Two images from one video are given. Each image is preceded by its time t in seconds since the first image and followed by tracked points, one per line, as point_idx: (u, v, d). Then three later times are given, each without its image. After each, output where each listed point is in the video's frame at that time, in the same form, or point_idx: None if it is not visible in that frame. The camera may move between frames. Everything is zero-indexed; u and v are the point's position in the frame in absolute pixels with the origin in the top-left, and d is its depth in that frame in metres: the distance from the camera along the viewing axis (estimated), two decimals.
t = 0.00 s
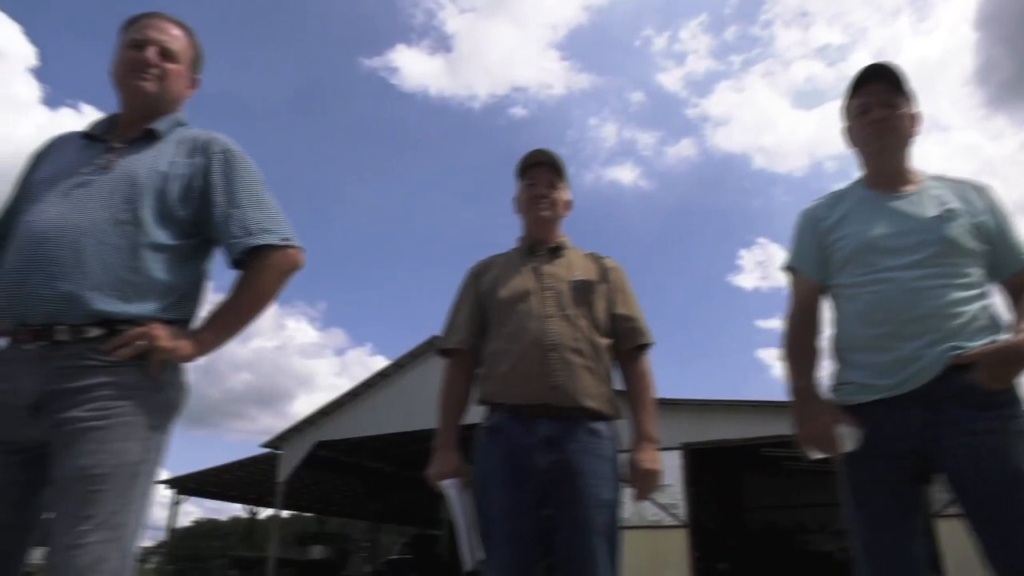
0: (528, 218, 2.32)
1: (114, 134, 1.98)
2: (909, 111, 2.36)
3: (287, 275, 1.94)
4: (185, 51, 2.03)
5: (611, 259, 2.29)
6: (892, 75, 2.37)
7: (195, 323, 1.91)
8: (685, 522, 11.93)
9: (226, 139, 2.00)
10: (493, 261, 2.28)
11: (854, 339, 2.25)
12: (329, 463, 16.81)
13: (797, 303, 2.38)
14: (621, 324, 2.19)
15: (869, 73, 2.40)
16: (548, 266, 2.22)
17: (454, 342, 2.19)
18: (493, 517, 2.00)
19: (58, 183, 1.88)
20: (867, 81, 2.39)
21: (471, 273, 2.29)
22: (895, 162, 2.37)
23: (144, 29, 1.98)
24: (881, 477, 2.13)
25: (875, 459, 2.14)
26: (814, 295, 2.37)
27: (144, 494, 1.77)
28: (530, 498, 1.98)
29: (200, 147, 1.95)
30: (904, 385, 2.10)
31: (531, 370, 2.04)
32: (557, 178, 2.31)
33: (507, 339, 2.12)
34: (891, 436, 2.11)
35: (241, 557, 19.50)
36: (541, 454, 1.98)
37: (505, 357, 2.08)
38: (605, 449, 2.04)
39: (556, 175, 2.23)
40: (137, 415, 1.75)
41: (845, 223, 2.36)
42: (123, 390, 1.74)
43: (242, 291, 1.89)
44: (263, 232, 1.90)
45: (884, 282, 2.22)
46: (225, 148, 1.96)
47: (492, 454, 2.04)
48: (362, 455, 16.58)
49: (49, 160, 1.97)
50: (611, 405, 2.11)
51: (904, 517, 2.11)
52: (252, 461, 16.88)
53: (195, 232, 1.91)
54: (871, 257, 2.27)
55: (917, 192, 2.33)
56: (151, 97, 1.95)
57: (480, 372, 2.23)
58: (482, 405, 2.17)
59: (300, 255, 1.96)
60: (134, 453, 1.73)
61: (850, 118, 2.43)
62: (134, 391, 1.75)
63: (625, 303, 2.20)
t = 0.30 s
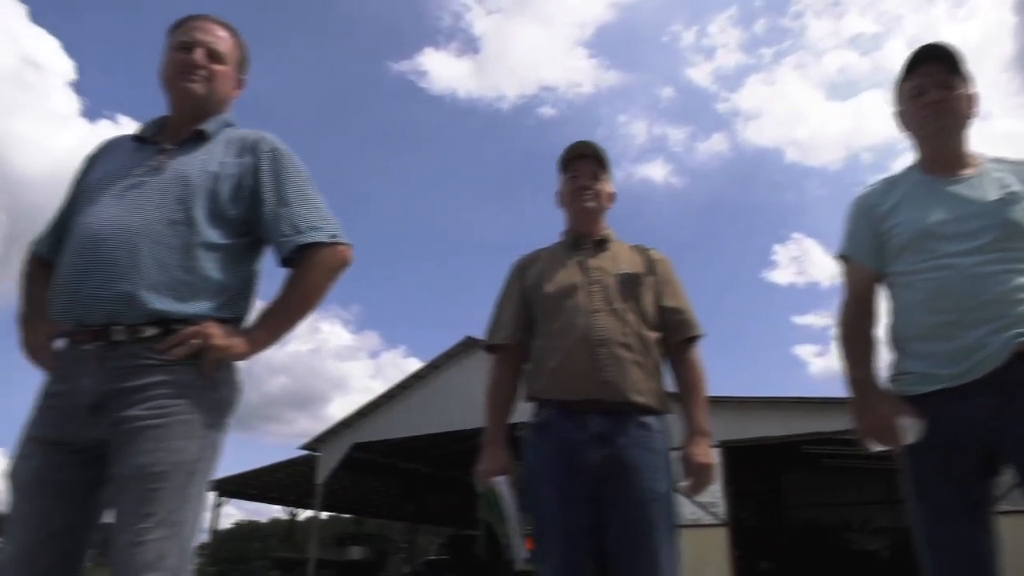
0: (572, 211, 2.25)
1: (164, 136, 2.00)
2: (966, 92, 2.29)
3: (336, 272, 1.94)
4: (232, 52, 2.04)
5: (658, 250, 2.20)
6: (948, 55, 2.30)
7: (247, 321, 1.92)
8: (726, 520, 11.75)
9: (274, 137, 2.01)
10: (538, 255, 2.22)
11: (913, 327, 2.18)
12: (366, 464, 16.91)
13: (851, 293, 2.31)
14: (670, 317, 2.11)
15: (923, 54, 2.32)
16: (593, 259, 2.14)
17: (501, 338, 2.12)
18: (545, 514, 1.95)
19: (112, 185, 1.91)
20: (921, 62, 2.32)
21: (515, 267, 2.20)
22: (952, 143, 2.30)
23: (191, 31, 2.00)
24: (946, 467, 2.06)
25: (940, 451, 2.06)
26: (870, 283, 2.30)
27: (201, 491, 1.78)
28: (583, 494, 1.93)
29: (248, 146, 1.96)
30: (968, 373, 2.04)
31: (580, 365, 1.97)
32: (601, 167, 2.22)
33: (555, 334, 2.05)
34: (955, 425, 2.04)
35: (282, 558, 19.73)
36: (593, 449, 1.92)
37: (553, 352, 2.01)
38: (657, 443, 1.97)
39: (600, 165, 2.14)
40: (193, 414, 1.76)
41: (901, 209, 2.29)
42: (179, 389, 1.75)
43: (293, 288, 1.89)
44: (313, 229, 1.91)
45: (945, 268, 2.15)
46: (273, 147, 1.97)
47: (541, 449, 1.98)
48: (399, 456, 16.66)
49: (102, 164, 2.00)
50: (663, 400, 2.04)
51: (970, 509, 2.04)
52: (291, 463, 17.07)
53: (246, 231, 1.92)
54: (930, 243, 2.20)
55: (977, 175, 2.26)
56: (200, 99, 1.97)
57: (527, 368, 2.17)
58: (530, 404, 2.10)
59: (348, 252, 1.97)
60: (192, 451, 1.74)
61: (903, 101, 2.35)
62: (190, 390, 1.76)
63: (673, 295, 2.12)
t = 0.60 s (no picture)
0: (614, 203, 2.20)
1: (209, 137, 2.01)
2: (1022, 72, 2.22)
3: (382, 268, 1.94)
4: (274, 51, 2.04)
5: (705, 242, 2.14)
6: (1002, 35, 2.23)
7: (295, 320, 1.92)
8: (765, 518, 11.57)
9: (317, 136, 2.01)
10: (582, 249, 2.18)
11: (972, 314, 2.12)
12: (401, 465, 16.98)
13: (905, 281, 2.25)
14: (720, 309, 2.05)
15: (975, 34, 2.26)
16: (639, 251, 2.10)
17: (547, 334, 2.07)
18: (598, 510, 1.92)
19: (160, 186, 1.92)
20: (974, 42, 2.25)
21: (559, 261, 2.16)
22: (1008, 125, 2.23)
23: (234, 32, 2.01)
24: (1011, 459, 1.99)
25: (1004, 442, 2.00)
26: (924, 271, 2.23)
27: (254, 488, 1.79)
28: (636, 488, 1.90)
29: (293, 145, 1.96)
30: None
31: (629, 359, 1.93)
32: (644, 158, 2.17)
33: (602, 327, 2.02)
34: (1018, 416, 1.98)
35: (318, 558, 19.89)
36: (645, 445, 1.89)
37: (601, 347, 1.98)
38: (709, 437, 1.93)
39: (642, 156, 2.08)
40: (245, 412, 1.77)
41: (957, 194, 2.22)
42: (231, 388, 1.76)
43: (340, 286, 1.89)
44: (359, 225, 1.91)
45: (1005, 254, 2.08)
46: (317, 145, 1.97)
47: (590, 445, 1.95)
48: (432, 456, 16.70)
49: (150, 165, 2.02)
50: (713, 394, 2.00)
51: None
52: (326, 464, 17.20)
53: (292, 230, 1.93)
54: (987, 228, 2.13)
55: None
56: (244, 99, 1.98)
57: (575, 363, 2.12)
58: (576, 400, 2.06)
59: (393, 248, 1.96)
60: (245, 450, 1.75)
61: (955, 84, 2.28)
62: (241, 388, 1.77)
63: (722, 286, 2.07)
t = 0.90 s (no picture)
0: (656, 196, 2.17)
1: (252, 138, 2.02)
2: None
3: (425, 267, 1.93)
4: (314, 52, 2.05)
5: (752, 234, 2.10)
6: None
7: (339, 320, 1.92)
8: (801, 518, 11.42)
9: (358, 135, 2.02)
10: (626, 243, 2.15)
11: None
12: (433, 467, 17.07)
13: (960, 270, 2.18)
14: (769, 303, 2.01)
15: None
16: (685, 245, 2.07)
17: (593, 329, 2.04)
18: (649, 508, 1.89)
19: (205, 189, 1.93)
20: None
21: (603, 256, 2.14)
22: None
23: (274, 33, 2.01)
24: None
25: None
26: (979, 261, 2.17)
27: (304, 489, 1.79)
28: (687, 485, 1.86)
29: (335, 145, 1.97)
30: None
31: (678, 354, 1.90)
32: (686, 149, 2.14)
33: (649, 322, 1.99)
34: None
35: (352, 560, 20.03)
36: (696, 441, 1.86)
37: (648, 342, 1.95)
38: (761, 433, 1.89)
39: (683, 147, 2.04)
40: (292, 412, 1.77)
41: (1012, 180, 2.15)
42: (278, 387, 1.76)
43: (384, 285, 1.88)
44: (401, 224, 1.90)
45: None
46: (358, 144, 1.97)
47: (639, 442, 1.92)
48: (464, 459, 16.74)
49: (193, 169, 2.03)
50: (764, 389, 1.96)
51: None
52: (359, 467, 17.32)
53: (335, 229, 1.93)
54: None
55: None
56: (285, 100, 1.98)
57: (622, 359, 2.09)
58: (623, 396, 2.03)
59: (436, 247, 1.95)
60: (294, 449, 1.75)
61: (1007, 68, 2.22)
62: (289, 388, 1.77)
63: (771, 280, 2.03)
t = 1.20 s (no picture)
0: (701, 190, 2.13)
1: (293, 141, 2.02)
2: None
3: (468, 267, 1.91)
4: (352, 53, 2.04)
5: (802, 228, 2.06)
6: None
7: (383, 321, 1.91)
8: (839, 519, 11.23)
9: (398, 136, 2.01)
10: (672, 237, 2.11)
11: None
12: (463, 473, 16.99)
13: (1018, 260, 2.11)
14: (822, 298, 1.96)
15: None
16: (734, 239, 2.02)
17: (641, 325, 1.99)
18: (700, 508, 1.85)
19: (248, 192, 1.94)
20: None
21: (649, 251, 2.09)
22: None
23: (314, 35, 2.02)
24: None
25: None
26: None
27: (352, 491, 1.78)
28: (741, 484, 1.82)
29: (375, 145, 1.96)
30: None
31: (729, 350, 1.86)
32: (731, 140, 2.09)
33: (698, 318, 1.95)
34: None
35: (385, 565, 20.08)
36: (749, 440, 1.82)
37: (698, 339, 1.91)
38: (816, 431, 1.85)
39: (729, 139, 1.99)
40: (339, 414, 1.76)
41: None
42: (325, 390, 1.75)
43: (428, 285, 1.87)
44: (443, 224, 1.89)
45: None
46: (399, 145, 1.97)
47: (689, 441, 1.87)
48: (494, 463, 16.71)
49: (235, 173, 2.04)
50: (818, 386, 1.92)
51: None
52: (390, 472, 17.36)
53: (377, 230, 1.92)
54: None
55: None
56: (326, 102, 1.98)
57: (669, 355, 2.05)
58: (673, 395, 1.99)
59: (479, 246, 1.93)
60: (341, 452, 1.74)
61: None
62: (335, 390, 1.76)
63: (824, 274, 1.98)
